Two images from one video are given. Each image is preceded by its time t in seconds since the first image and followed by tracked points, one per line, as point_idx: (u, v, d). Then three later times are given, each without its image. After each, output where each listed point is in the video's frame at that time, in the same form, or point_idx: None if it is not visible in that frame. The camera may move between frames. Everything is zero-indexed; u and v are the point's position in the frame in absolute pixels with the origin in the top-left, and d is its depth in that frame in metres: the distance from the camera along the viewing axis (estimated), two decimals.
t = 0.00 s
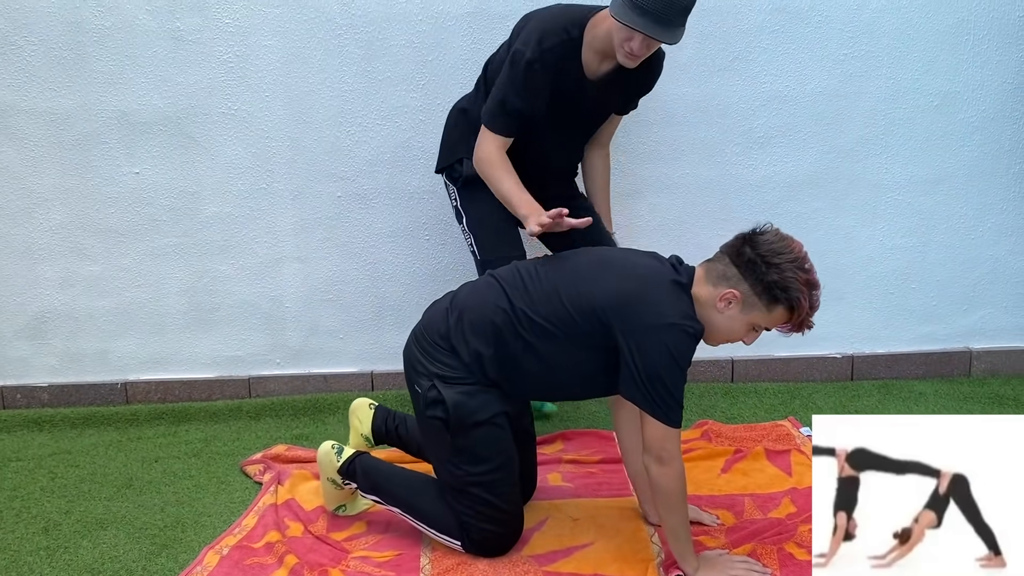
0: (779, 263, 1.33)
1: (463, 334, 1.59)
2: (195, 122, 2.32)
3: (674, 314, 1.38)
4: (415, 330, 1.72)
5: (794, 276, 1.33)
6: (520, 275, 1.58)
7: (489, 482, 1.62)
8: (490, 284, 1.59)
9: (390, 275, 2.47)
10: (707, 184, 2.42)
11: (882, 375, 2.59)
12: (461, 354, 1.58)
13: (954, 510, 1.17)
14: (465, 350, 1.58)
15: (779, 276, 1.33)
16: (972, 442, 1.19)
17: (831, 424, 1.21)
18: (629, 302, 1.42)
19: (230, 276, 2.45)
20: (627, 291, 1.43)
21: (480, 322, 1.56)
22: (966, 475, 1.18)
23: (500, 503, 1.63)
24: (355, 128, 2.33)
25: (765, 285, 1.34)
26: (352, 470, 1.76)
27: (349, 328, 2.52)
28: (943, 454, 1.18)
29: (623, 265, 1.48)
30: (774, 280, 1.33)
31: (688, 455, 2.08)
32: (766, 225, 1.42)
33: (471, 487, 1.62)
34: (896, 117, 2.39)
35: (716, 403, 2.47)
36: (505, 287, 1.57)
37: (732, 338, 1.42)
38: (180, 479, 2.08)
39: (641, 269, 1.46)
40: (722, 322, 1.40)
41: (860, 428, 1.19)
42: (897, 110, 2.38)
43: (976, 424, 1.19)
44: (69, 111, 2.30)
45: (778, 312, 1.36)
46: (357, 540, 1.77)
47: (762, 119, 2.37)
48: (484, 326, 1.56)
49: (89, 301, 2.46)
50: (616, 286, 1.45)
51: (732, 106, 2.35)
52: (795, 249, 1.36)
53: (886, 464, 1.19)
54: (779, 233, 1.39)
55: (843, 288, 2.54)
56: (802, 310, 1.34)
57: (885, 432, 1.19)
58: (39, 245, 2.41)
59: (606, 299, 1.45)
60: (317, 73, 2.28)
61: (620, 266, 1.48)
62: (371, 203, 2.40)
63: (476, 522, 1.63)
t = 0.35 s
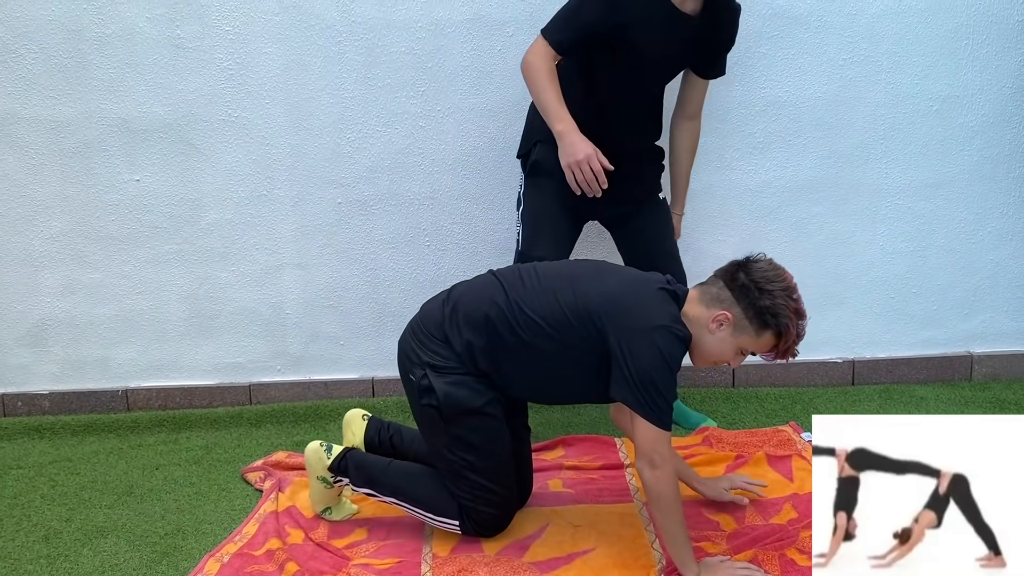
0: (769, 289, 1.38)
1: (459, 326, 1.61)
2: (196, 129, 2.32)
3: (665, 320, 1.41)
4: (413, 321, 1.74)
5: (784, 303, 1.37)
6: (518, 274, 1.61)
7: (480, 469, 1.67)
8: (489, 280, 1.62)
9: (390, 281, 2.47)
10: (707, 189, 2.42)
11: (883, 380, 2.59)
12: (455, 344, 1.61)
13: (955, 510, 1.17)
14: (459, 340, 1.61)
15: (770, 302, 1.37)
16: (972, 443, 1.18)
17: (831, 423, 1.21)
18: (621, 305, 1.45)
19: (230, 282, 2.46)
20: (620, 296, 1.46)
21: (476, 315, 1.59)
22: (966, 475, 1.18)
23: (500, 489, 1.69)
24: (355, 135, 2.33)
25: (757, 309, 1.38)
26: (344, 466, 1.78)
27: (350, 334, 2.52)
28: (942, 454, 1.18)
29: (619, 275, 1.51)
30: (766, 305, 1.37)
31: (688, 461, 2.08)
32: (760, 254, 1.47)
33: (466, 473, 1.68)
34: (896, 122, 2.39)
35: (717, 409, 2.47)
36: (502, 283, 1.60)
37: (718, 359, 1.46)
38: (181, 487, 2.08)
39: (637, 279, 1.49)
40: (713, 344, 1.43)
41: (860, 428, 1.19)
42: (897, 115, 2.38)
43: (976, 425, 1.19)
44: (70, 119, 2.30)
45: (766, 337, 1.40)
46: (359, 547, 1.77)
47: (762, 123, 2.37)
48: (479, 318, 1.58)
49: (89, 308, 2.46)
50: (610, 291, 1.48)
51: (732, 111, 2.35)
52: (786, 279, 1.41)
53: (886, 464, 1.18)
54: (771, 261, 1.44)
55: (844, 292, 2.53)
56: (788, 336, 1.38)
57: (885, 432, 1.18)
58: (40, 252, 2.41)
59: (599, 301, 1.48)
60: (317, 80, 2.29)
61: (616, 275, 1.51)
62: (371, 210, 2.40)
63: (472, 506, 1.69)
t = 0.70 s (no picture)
0: (739, 321, 1.47)
1: (443, 347, 1.64)
2: (194, 133, 2.32)
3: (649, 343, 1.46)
4: (389, 339, 1.76)
5: (751, 334, 1.46)
6: (500, 297, 1.65)
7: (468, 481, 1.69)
8: (472, 303, 1.66)
9: (390, 284, 2.47)
10: (705, 191, 2.42)
11: (882, 381, 2.59)
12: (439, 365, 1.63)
13: (955, 510, 1.17)
14: (443, 361, 1.63)
15: (739, 332, 1.46)
16: (972, 443, 1.18)
17: (832, 424, 1.20)
18: (606, 329, 1.50)
19: (229, 286, 2.46)
20: (605, 321, 1.51)
21: (460, 337, 1.62)
22: (966, 474, 1.18)
23: (483, 497, 1.71)
24: (353, 138, 2.34)
25: (727, 338, 1.46)
26: (342, 466, 1.81)
27: (349, 337, 2.52)
28: (943, 454, 1.18)
29: (602, 303, 1.56)
30: (735, 335, 1.45)
31: (688, 463, 2.07)
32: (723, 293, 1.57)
33: (454, 485, 1.70)
34: (895, 123, 2.39)
35: (717, 411, 2.47)
36: (486, 306, 1.64)
37: (684, 387, 1.51)
38: (180, 490, 2.08)
39: (620, 307, 1.55)
40: (683, 373, 1.49)
41: (860, 428, 1.19)
42: (895, 116, 2.39)
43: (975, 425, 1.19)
44: (69, 123, 2.30)
45: (732, 365, 1.47)
46: (357, 550, 1.77)
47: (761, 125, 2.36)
48: (464, 340, 1.62)
49: (88, 312, 2.46)
50: (595, 316, 1.53)
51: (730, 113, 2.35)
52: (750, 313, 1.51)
53: (887, 464, 1.18)
54: (736, 298, 1.54)
55: (844, 294, 2.53)
56: (753, 364, 1.46)
57: (886, 433, 1.18)
58: (39, 257, 2.41)
59: (585, 326, 1.53)
60: (316, 83, 2.29)
61: (599, 303, 1.57)
62: (370, 212, 2.40)
63: (464, 514, 1.72)
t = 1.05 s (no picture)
0: (710, 358, 1.56)
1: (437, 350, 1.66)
2: (196, 135, 2.32)
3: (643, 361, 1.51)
4: (379, 341, 1.78)
5: (720, 373, 1.55)
6: (495, 308, 1.68)
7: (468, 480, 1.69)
8: (467, 309, 1.69)
9: (392, 285, 2.47)
10: (706, 191, 2.41)
11: (885, 381, 2.59)
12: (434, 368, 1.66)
13: (955, 510, 1.17)
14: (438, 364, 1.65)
15: (710, 369, 1.55)
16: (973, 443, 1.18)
17: (831, 424, 1.20)
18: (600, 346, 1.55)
19: (231, 288, 2.46)
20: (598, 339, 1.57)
21: (454, 341, 1.65)
22: (966, 474, 1.17)
23: (483, 498, 1.70)
24: (355, 139, 2.34)
25: (698, 373, 1.54)
26: (345, 468, 1.81)
27: (351, 339, 2.52)
28: (943, 454, 1.17)
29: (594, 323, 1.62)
30: (706, 371, 1.54)
31: (691, 463, 2.07)
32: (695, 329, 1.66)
33: (456, 485, 1.70)
34: (896, 122, 2.39)
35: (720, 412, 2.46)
36: (481, 315, 1.67)
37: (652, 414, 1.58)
38: (183, 492, 2.08)
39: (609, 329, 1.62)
40: (653, 402, 1.56)
41: (860, 428, 1.18)
42: (896, 115, 2.38)
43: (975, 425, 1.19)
44: (71, 125, 2.30)
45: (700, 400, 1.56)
46: (361, 552, 1.76)
47: (762, 125, 2.36)
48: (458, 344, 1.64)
49: (90, 315, 2.46)
50: (588, 334, 1.59)
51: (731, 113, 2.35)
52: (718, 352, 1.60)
53: (886, 464, 1.18)
54: (706, 336, 1.63)
55: (846, 294, 2.53)
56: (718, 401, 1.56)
57: (886, 433, 1.18)
58: (42, 260, 2.41)
59: (579, 340, 1.58)
60: (318, 85, 2.29)
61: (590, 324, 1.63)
62: (371, 214, 2.40)
63: (464, 514, 1.71)
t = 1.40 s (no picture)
0: (719, 326, 1.57)
1: (439, 353, 1.67)
2: (198, 136, 2.33)
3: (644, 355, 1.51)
4: (382, 343, 1.79)
5: (731, 340, 1.56)
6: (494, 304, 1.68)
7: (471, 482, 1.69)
8: (466, 308, 1.69)
9: (395, 284, 2.47)
10: (708, 190, 2.41)
11: (889, 378, 2.59)
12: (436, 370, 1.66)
13: (955, 510, 1.17)
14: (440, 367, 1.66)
15: (719, 337, 1.56)
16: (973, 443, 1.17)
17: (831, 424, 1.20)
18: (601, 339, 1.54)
19: (234, 288, 2.46)
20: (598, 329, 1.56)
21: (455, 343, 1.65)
22: (966, 474, 1.17)
23: (485, 498, 1.70)
24: (358, 139, 2.34)
25: (709, 343, 1.56)
26: (346, 469, 1.81)
27: (354, 338, 2.52)
28: (942, 454, 1.17)
29: (595, 308, 1.61)
30: (716, 341, 1.56)
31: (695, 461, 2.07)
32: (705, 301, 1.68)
33: (458, 486, 1.69)
34: (899, 119, 2.39)
35: (723, 410, 2.46)
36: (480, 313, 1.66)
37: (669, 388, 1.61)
38: (188, 492, 2.08)
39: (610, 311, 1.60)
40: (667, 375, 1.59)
41: (861, 428, 1.18)
42: (898, 112, 2.38)
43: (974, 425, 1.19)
44: (73, 127, 2.31)
45: (714, 369, 1.57)
46: (365, 551, 1.76)
47: (764, 123, 2.36)
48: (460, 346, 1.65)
49: (94, 316, 2.46)
50: (589, 325, 1.58)
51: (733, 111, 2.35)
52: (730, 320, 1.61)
53: (886, 464, 1.18)
54: (716, 306, 1.64)
55: (849, 291, 2.53)
56: (733, 368, 1.56)
57: (886, 433, 1.18)
58: (46, 261, 2.42)
59: (580, 332, 1.57)
60: (320, 85, 2.29)
61: (593, 309, 1.61)
62: (374, 213, 2.40)
63: (467, 516, 1.71)
